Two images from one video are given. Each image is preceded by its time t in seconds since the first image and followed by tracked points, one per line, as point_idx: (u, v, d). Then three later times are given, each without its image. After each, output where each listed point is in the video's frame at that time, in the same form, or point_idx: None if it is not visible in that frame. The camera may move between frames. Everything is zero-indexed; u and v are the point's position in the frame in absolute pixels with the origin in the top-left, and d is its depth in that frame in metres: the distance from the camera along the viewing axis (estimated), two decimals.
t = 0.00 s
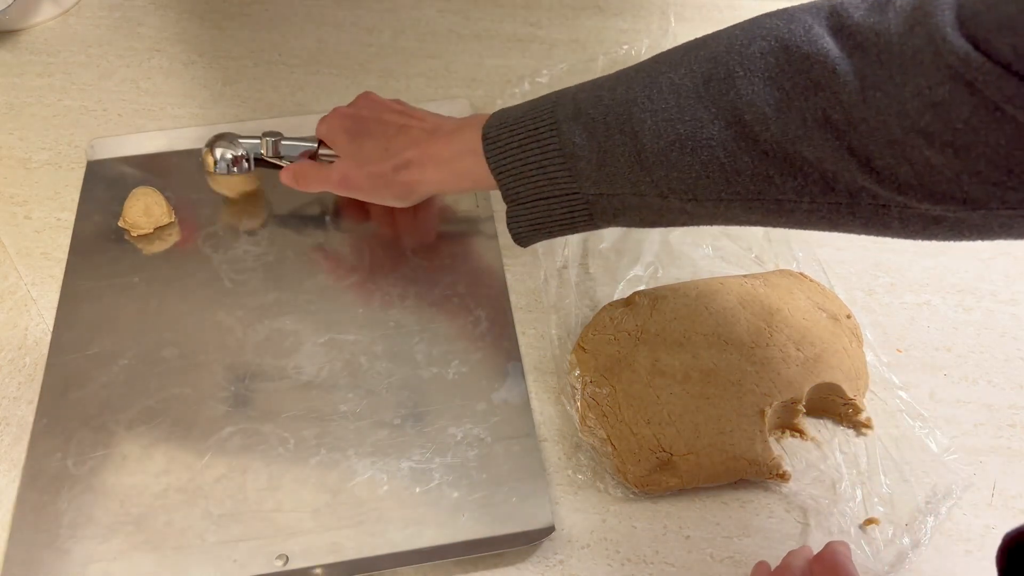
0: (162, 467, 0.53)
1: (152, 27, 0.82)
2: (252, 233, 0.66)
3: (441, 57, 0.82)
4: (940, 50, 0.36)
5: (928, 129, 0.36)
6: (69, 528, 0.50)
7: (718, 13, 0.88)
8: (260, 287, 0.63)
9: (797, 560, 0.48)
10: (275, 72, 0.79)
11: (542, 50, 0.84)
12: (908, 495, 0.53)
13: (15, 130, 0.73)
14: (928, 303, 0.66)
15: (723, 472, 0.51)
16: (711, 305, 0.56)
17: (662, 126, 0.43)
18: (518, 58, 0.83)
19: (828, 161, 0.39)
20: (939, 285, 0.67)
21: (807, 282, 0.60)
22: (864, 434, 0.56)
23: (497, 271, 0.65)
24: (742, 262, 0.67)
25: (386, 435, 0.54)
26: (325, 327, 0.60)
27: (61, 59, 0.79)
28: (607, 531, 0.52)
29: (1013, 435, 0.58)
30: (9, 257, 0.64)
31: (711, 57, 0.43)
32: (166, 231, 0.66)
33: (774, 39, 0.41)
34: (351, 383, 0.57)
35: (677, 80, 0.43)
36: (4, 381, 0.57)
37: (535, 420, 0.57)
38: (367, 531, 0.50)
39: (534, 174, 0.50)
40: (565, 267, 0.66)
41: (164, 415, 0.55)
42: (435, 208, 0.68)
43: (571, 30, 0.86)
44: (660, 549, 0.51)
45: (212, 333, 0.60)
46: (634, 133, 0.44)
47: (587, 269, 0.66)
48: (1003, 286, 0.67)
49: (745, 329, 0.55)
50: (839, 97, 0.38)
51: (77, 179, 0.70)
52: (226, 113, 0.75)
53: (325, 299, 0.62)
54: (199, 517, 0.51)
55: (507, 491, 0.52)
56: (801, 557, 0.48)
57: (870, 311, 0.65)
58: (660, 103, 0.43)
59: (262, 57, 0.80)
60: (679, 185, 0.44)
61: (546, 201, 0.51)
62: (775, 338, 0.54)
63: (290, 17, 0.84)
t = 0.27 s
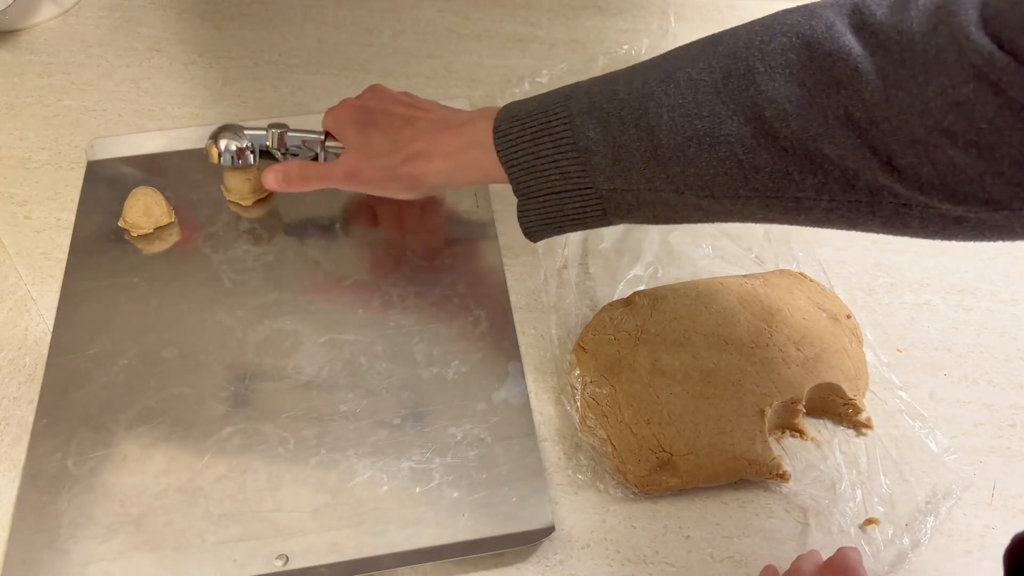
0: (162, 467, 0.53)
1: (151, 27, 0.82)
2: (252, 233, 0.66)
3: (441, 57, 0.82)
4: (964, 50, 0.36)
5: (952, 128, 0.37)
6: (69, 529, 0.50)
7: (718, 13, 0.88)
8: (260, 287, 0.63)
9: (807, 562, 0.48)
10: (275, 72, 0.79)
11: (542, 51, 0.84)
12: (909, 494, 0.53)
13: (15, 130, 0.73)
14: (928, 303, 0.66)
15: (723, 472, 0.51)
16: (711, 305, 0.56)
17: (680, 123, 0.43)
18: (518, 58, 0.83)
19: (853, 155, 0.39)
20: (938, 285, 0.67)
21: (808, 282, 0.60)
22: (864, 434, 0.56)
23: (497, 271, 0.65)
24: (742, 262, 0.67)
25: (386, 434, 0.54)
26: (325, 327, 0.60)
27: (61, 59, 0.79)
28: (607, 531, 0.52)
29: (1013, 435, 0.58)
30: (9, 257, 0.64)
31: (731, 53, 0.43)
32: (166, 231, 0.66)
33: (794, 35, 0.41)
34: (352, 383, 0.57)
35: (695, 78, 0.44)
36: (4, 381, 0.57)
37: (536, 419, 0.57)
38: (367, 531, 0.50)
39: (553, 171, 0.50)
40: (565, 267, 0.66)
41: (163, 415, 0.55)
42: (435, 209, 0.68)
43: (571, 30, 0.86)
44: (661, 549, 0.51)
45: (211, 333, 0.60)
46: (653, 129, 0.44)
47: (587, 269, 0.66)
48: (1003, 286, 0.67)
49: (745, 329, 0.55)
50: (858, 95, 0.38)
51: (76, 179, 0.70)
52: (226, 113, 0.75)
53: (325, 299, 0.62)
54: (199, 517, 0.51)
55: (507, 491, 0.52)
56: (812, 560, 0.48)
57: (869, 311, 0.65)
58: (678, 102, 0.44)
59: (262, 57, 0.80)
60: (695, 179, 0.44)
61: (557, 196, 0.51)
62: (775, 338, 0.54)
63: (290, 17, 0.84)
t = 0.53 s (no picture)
0: (162, 467, 0.53)
1: (151, 26, 0.82)
2: (252, 233, 0.66)
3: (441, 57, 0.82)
4: None
5: None
6: (69, 529, 0.50)
7: (718, 13, 0.88)
8: (260, 287, 0.63)
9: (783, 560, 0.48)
10: (275, 72, 0.79)
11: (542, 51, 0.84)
12: (909, 495, 0.53)
13: (16, 130, 0.73)
14: (928, 303, 0.66)
15: (723, 472, 0.51)
16: (710, 306, 0.57)
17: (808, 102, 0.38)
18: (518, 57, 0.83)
19: (979, 180, 0.35)
20: (938, 285, 0.67)
21: (807, 282, 0.60)
22: (866, 435, 0.56)
23: (497, 270, 0.64)
24: (742, 262, 0.67)
25: (386, 434, 0.54)
26: (325, 327, 0.60)
27: (61, 59, 0.79)
28: (607, 531, 0.52)
29: (1013, 435, 0.57)
30: (10, 258, 0.64)
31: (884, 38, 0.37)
32: (165, 231, 0.66)
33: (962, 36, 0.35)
34: (352, 383, 0.57)
35: (857, 62, 0.37)
36: (4, 381, 0.57)
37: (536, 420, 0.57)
38: (368, 531, 0.50)
39: (684, 131, 0.44)
40: (565, 267, 0.66)
41: (163, 415, 0.55)
42: (435, 209, 0.68)
43: (572, 30, 0.86)
44: (661, 549, 0.51)
45: (211, 333, 0.60)
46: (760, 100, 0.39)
47: (587, 269, 0.66)
48: (1003, 286, 0.67)
49: (744, 330, 0.55)
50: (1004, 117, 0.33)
51: (76, 179, 0.70)
52: (225, 113, 0.75)
53: (324, 299, 0.62)
54: (199, 517, 0.51)
55: (507, 491, 0.52)
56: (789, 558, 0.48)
57: (869, 311, 0.65)
58: (820, 85, 0.38)
59: (262, 57, 0.80)
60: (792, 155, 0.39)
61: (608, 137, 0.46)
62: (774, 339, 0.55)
63: (290, 17, 0.84)
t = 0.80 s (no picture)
0: (162, 467, 0.53)
1: (151, 26, 0.82)
2: (252, 232, 0.66)
3: (441, 57, 0.82)
4: None
5: None
6: (69, 529, 0.50)
7: (718, 13, 0.88)
8: (260, 287, 0.63)
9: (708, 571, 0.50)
10: (275, 72, 0.79)
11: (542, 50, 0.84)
12: (908, 495, 0.54)
13: (16, 130, 0.73)
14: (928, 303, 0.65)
15: (723, 472, 0.51)
16: (710, 306, 0.57)
17: None
18: (518, 58, 0.83)
19: None
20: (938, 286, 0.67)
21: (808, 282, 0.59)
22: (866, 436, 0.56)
23: (497, 270, 0.64)
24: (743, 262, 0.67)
25: (386, 434, 0.54)
26: (325, 327, 0.60)
27: (60, 59, 0.79)
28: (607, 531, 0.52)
29: (1012, 435, 0.57)
30: (10, 258, 0.64)
31: None
32: (165, 231, 0.66)
33: None
34: (352, 383, 0.57)
35: None
36: (4, 381, 0.57)
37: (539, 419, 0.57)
38: (367, 531, 0.50)
39: None
40: (565, 267, 0.66)
41: (163, 415, 0.55)
42: (435, 209, 0.68)
43: (572, 30, 0.86)
44: (661, 548, 0.51)
45: (212, 333, 0.60)
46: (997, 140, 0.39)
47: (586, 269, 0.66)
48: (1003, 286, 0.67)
49: (745, 330, 0.55)
50: None
51: (76, 178, 0.70)
52: (225, 113, 0.75)
53: (324, 299, 0.62)
54: (199, 517, 0.51)
55: (507, 491, 0.52)
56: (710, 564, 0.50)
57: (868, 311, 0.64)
58: None
59: (262, 57, 0.80)
60: None
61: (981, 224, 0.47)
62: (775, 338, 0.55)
63: (290, 17, 0.84)
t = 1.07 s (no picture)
0: (162, 467, 0.53)
1: (151, 26, 0.82)
2: (252, 233, 0.66)
3: (441, 57, 0.82)
4: None
5: None
6: (69, 529, 0.50)
7: (718, 13, 0.88)
8: (260, 288, 0.63)
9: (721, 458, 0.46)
10: (275, 72, 0.79)
11: (542, 51, 0.84)
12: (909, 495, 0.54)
13: (16, 130, 0.73)
14: (929, 303, 0.66)
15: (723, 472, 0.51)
16: (710, 306, 0.57)
17: None
18: (518, 58, 0.83)
19: None
20: (939, 285, 0.67)
21: (807, 282, 0.60)
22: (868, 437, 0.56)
23: (497, 270, 0.64)
24: (743, 262, 0.68)
25: (386, 434, 0.54)
26: (324, 327, 0.60)
27: (60, 59, 0.79)
28: (607, 531, 0.52)
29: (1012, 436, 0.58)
30: (10, 258, 0.64)
31: None
32: (165, 231, 0.66)
33: None
34: (352, 383, 0.57)
35: None
36: (4, 382, 0.57)
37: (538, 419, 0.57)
38: (367, 531, 0.50)
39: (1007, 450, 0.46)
40: (565, 267, 0.66)
41: (164, 415, 0.55)
42: (435, 209, 0.68)
43: (572, 30, 0.86)
44: (661, 548, 0.51)
45: (212, 333, 0.60)
46: None
47: (587, 269, 0.66)
48: (1004, 286, 0.67)
49: (745, 330, 0.55)
50: None
51: (76, 178, 0.70)
52: (225, 113, 0.75)
53: (324, 299, 0.62)
54: (199, 517, 0.51)
55: (507, 491, 0.52)
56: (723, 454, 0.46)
57: (868, 311, 0.65)
58: None
59: (262, 57, 0.80)
60: None
61: None
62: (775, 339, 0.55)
63: (290, 16, 0.84)
